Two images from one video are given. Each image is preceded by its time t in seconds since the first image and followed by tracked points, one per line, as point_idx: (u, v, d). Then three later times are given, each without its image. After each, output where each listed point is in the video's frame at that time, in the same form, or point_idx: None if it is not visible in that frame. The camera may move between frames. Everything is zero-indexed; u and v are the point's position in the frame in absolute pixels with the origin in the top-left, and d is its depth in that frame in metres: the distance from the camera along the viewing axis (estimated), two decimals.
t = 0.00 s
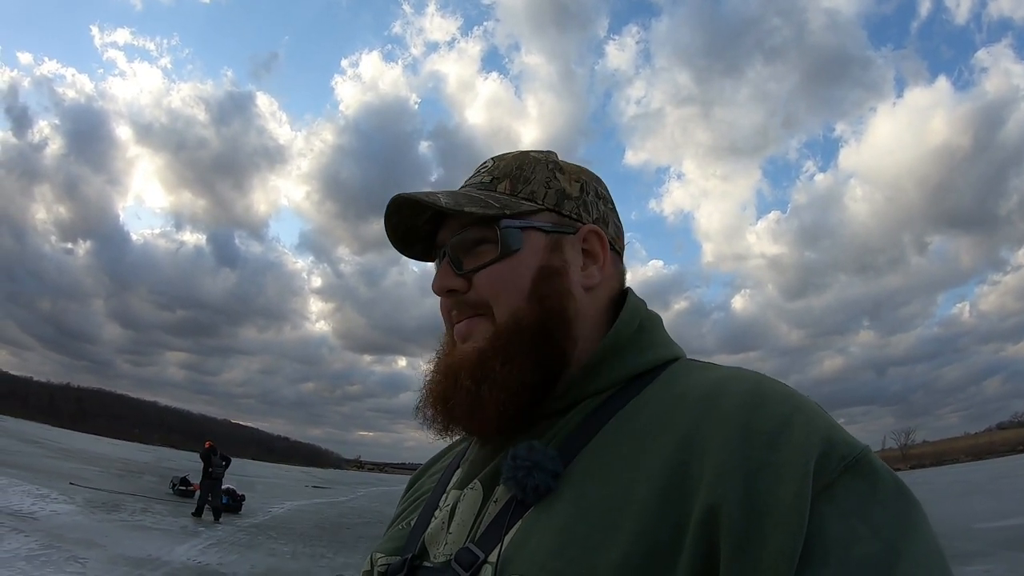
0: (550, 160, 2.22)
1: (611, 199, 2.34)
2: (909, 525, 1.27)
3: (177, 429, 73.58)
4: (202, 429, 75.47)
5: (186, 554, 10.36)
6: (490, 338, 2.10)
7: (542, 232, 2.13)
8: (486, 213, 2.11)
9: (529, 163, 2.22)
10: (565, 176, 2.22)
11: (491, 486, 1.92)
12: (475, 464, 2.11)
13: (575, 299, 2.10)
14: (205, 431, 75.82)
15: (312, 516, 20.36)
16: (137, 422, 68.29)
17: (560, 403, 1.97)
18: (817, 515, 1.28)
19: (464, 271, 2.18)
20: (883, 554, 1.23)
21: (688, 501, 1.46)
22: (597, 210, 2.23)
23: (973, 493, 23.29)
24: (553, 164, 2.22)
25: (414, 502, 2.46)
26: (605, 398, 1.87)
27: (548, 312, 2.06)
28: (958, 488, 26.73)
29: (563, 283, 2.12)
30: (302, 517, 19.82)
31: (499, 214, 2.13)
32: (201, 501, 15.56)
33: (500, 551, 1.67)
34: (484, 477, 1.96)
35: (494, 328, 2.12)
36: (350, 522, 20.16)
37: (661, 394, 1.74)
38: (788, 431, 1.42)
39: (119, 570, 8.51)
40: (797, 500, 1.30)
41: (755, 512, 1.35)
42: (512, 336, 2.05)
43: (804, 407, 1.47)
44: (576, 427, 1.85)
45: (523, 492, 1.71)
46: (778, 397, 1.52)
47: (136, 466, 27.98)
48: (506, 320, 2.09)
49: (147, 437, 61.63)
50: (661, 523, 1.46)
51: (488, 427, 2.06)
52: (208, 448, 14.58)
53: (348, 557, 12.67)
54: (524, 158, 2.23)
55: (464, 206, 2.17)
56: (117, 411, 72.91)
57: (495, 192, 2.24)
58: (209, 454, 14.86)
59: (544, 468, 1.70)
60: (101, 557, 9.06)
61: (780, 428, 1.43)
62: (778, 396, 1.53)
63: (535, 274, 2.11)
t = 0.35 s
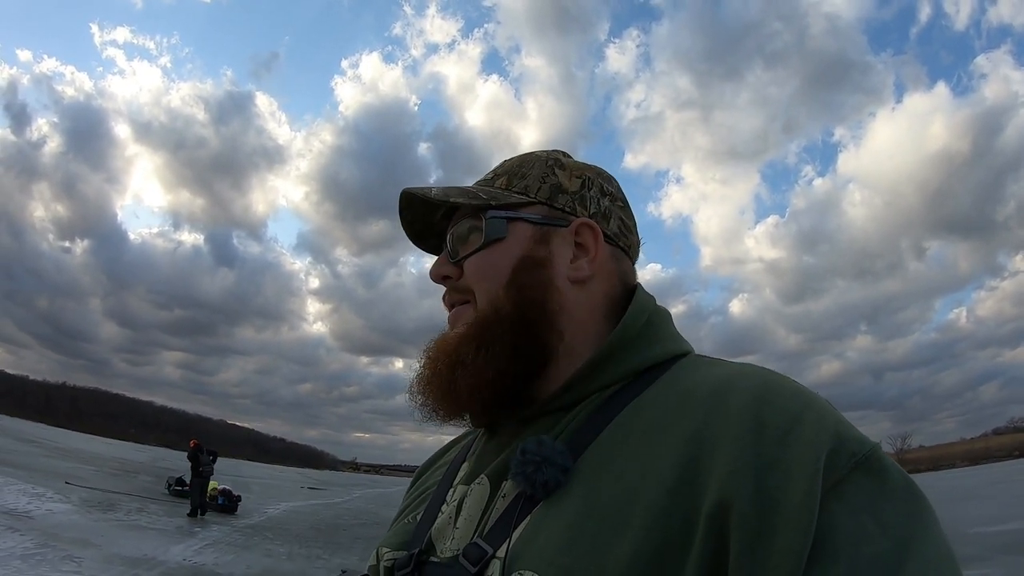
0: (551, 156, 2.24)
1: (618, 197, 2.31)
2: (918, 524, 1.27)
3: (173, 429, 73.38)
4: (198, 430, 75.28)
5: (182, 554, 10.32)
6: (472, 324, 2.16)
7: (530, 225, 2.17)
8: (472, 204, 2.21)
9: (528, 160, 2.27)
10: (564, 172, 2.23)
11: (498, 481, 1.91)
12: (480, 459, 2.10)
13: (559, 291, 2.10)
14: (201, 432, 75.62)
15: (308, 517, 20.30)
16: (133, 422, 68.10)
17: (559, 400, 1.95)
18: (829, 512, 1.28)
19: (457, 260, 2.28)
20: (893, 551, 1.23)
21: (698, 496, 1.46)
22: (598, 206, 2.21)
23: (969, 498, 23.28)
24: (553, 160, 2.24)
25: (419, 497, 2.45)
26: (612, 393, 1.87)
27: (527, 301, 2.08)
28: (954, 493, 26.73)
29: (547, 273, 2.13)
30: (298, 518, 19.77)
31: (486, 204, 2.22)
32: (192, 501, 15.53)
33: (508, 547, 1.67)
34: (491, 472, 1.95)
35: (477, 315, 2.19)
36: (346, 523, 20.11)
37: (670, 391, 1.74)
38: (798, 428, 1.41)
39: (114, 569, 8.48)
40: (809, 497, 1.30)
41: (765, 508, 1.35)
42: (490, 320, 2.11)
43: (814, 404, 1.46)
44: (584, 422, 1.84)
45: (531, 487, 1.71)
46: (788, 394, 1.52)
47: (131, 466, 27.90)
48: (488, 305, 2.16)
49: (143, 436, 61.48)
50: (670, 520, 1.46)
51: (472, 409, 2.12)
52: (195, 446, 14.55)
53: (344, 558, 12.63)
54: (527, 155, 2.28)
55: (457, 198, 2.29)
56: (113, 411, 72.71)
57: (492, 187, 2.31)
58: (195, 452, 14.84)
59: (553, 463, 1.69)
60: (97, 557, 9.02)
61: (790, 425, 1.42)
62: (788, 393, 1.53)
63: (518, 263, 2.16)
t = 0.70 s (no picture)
0: (560, 161, 2.23)
1: (626, 202, 2.31)
2: (924, 526, 1.26)
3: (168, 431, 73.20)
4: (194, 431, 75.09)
5: (178, 556, 10.29)
6: (478, 327, 2.16)
7: (538, 229, 2.16)
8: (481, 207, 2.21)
9: (537, 165, 2.26)
10: (573, 177, 2.22)
11: (502, 482, 1.90)
12: (484, 459, 2.10)
13: (566, 295, 2.09)
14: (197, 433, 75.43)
15: (305, 520, 20.24)
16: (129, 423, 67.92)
17: (566, 400, 1.94)
18: (833, 514, 1.28)
19: (464, 263, 2.28)
20: (897, 553, 1.22)
21: (701, 497, 1.45)
22: (606, 211, 2.20)
23: (965, 502, 23.32)
24: (562, 164, 2.23)
25: (424, 497, 2.44)
26: (615, 394, 1.86)
27: (533, 305, 2.08)
28: (952, 496, 26.77)
29: (552, 277, 2.13)
30: (294, 521, 19.71)
31: (495, 207, 2.22)
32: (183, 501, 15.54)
33: (512, 547, 1.66)
34: (495, 473, 1.94)
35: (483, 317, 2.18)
36: (343, 526, 20.05)
37: (673, 392, 1.73)
38: (801, 429, 1.41)
39: (110, 571, 8.45)
40: (813, 498, 1.29)
41: (769, 509, 1.34)
42: (496, 322, 2.10)
43: (819, 406, 1.46)
44: (587, 423, 1.83)
45: (534, 487, 1.70)
46: (792, 395, 1.51)
47: (128, 467, 27.83)
48: (494, 307, 2.15)
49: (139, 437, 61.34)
50: (673, 520, 1.45)
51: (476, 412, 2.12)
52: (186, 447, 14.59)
53: (340, 561, 12.60)
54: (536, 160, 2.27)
55: (465, 201, 2.29)
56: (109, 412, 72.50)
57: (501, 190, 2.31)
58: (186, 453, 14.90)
59: (556, 463, 1.68)
60: (92, 558, 8.99)
61: (793, 426, 1.42)
62: (792, 394, 1.52)
63: (525, 267, 2.15)
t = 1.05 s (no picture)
0: (565, 158, 2.24)
1: (630, 201, 2.32)
2: (927, 517, 1.26)
3: (161, 429, 72.86)
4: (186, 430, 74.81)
5: (169, 555, 10.23)
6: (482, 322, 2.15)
7: (544, 225, 2.16)
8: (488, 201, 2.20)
9: (543, 160, 2.26)
10: (578, 174, 2.23)
11: (503, 478, 1.90)
12: (484, 456, 2.09)
13: (571, 292, 2.09)
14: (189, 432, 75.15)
15: (297, 520, 20.16)
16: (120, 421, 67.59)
17: (569, 394, 1.93)
18: (838, 507, 1.28)
19: (470, 257, 2.27)
20: (903, 546, 1.22)
21: (707, 491, 1.45)
22: (611, 209, 2.21)
23: (956, 506, 23.42)
24: (567, 161, 2.23)
25: (423, 495, 2.44)
26: (617, 389, 1.86)
27: (539, 300, 2.08)
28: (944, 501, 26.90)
29: (559, 274, 2.12)
30: (286, 520, 19.63)
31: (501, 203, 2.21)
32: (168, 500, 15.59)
33: (515, 543, 1.66)
34: (496, 470, 1.94)
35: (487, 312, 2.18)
36: (336, 526, 19.99)
37: (676, 387, 1.74)
38: (805, 422, 1.41)
39: (101, 570, 8.40)
40: (819, 490, 1.29)
41: (775, 502, 1.34)
42: (501, 317, 2.10)
43: (823, 398, 1.46)
44: (590, 417, 1.83)
45: (537, 482, 1.69)
46: (795, 388, 1.52)
47: (119, 465, 27.68)
48: (499, 303, 2.15)
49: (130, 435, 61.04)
50: (680, 514, 1.45)
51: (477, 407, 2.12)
52: (173, 446, 14.60)
53: (333, 561, 12.55)
54: (544, 156, 2.27)
55: (472, 194, 2.28)
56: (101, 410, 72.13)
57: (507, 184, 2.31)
58: (173, 452, 14.92)
59: (559, 458, 1.68)
60: (84, 557, 8.93)
61: (798, 419, 1.42)
62: (795, 388, 1.52)
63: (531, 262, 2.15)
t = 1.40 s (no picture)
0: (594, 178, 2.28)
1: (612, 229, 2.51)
2: (909, 529, 1.25)
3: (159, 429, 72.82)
4: (184, 430, 74.73)
5: (167, 555, 10.21)
6: (589, 337, 1.92)
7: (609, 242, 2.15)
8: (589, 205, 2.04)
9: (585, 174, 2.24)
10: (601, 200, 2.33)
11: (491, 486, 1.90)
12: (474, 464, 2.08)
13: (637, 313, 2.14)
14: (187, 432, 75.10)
15: (296, 520, 20.12)
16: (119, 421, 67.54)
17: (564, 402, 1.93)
18: (820, 516, 1.27)
19: (561, 261, 1.98)
20: (883, 556, 1.21)
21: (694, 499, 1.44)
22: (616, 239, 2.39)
23: (955, 511, 23.38)
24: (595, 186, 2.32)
25: (408, 503, 2.43)
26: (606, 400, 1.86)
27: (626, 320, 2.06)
28: (943, 504, 26.92)
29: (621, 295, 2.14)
30: (284, 521, 19.60)
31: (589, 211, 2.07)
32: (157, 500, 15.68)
33: (501, 551, 1.65)
34: (485, 479, 1.94)
35: (590, 326, 1.94)
36: (335, 527, 19.97)
37: (664, 396, 1.73)
38: (792, 431, 1.40)
39: (98, 569, 8.38)
40: (802, 498, 1.28)
41: (761, 511, 1.33)
42: (607, 334, 1.95)
43: (809, 408, 1.46)
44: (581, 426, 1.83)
45: (524, 491, 1.70)
46: (782, 398, 1.51)
47: (118, 465, 27.69)
48: (602, 317, 1.97)
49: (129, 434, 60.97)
50: (667, 522, 1.44)
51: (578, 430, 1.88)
52: (163, 446, 14.64)
53: (330, 563, 12.52)
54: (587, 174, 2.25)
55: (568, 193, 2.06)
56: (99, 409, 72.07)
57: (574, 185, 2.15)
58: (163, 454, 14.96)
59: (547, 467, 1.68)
60: (81, 556, 8.91)
61: (784, 428, 1.41)
62: (782, 397, 1.52)
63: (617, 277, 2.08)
